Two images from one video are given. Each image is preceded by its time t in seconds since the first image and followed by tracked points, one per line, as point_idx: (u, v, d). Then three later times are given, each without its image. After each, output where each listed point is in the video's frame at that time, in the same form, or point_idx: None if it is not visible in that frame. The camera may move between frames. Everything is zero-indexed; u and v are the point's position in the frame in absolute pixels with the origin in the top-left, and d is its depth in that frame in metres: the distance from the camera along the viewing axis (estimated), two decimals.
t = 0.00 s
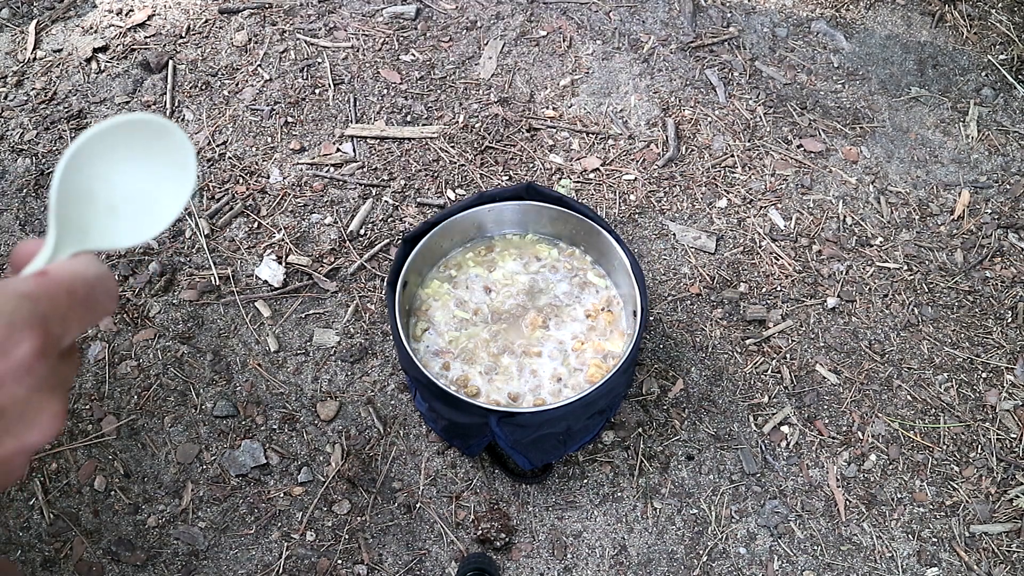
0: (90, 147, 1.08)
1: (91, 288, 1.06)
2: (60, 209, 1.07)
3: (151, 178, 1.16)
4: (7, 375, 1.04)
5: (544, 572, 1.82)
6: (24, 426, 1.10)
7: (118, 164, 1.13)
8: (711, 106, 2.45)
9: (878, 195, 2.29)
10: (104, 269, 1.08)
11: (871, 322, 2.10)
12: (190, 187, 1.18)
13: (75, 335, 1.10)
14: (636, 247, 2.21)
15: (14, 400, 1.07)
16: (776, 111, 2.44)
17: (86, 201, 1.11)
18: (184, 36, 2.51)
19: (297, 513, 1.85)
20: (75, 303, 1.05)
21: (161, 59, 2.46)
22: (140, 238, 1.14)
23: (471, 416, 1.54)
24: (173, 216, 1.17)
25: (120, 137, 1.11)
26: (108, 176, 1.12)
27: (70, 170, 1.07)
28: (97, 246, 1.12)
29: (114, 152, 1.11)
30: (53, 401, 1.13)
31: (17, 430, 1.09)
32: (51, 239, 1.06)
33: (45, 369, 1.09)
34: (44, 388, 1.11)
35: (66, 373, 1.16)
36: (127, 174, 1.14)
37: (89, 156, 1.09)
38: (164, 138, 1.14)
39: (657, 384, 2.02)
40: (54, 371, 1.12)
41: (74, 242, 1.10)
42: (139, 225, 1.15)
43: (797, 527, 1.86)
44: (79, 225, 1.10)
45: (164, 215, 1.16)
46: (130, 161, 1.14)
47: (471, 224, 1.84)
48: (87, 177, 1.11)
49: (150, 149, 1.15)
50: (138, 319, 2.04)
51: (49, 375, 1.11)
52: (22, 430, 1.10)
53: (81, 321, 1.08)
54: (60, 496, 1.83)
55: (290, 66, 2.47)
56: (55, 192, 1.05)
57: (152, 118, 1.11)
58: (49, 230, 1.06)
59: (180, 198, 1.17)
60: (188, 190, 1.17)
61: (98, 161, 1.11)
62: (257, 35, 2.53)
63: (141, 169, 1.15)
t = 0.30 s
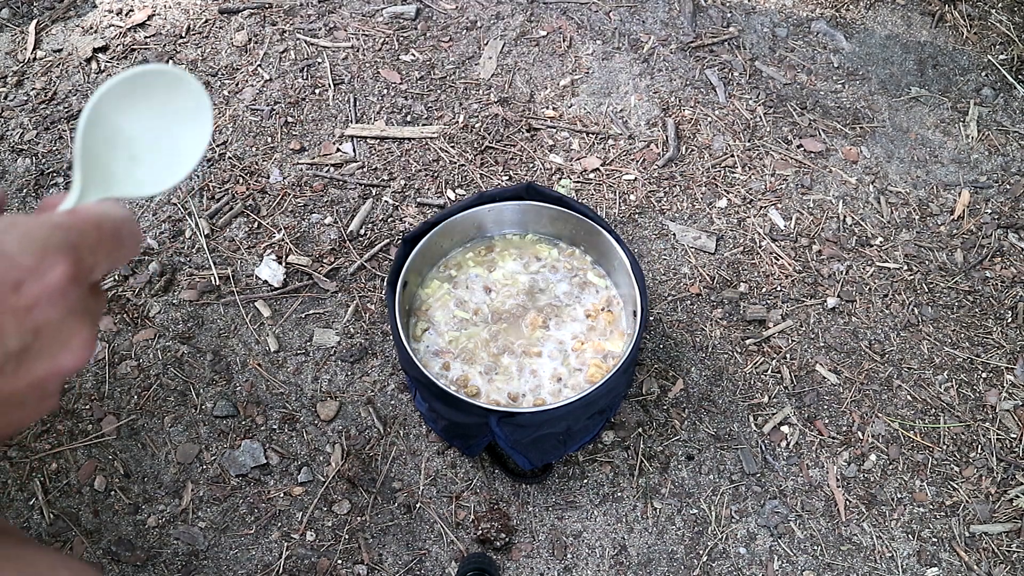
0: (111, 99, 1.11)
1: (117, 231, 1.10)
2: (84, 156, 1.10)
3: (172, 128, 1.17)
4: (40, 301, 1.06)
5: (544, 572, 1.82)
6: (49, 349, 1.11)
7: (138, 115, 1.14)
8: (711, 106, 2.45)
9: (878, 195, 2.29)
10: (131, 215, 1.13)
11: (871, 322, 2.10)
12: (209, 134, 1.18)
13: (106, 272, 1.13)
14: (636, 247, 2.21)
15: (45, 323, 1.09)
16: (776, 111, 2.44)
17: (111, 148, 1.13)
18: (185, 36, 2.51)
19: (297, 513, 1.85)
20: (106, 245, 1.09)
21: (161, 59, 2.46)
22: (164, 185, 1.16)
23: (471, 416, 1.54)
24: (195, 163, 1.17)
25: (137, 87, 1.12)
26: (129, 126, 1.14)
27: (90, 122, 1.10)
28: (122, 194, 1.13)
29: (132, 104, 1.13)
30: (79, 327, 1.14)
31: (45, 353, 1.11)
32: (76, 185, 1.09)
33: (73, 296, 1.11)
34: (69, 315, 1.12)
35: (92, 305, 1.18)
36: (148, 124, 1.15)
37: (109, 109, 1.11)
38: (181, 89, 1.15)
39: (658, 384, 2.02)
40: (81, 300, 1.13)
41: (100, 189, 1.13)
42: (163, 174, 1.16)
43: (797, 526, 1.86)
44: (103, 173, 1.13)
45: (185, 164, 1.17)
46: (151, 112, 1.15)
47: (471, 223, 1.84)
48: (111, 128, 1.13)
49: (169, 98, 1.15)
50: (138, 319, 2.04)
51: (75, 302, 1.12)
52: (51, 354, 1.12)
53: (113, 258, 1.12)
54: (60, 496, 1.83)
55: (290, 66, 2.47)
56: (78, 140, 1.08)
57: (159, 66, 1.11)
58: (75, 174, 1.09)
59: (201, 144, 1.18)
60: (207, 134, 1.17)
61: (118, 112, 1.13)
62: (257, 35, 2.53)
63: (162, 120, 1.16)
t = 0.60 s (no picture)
0: (156, 116, 1.08)
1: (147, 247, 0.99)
2: (123, 172, 1.07)
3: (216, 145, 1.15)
4: (68, 321, 0.94)
5: (544, 572, 1.82)
6: (71, 377, 0.99)
7: (182, 130, 1.12)
8: (711, 106, 2.45)
9: (878, 195, 2.29)
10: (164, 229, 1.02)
11: (871, 322, 2.10)
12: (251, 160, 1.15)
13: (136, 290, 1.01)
14: (636, 247, 2.21)
15: (67, 348, 0.96)
16: (776, 111, 2.44)
17: (150, 166, 1.10)
18: (184, 36, 2.51)
19: (297, 513, 1.85)
20: (140, 258, 0.98)
21: (161, 59, 2.46)
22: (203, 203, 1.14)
23: (471, 417, 1.54)
24: (234, 186, 1.15)
25: (182, 104, 1.10)
26: (168, 145, 1.11)
27: (132, 137, 1.06)
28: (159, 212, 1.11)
29: (175, 120, 1.11)
30: (108, 350, 1.01)
31: (67, 384, 0.99)
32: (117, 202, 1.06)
33: (102, 318, 0.98)
34: (97, 341, 0.99)
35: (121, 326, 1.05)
36: (190, 140, 1.13)
37: (154, 125, 1.09)
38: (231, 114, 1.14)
39: (658, 384, 2.02)
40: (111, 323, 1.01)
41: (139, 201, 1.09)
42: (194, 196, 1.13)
43: (797, 527, 1.86)
44: (146, 187, 1.10)
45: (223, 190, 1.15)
46: (197, 130, 1.13)
47: (471, 224, 1.84)
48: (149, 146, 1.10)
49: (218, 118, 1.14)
50: (137, 319, 2.04)
51: (103, 324, 0.99)
52: (72, 383, 0.99)
53: (145, 275, 1.00)
54: (60, 496, 1.83)
55: (290, 66, 2.47)
56: (120, 153, 1.05)
57: (208, 83, 1.09)
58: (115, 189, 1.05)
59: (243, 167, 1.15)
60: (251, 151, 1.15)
61: (160, 130, 1.10)
62: (257, 35, 2.53)
63: (206, 140, 1.14)
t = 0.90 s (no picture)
0: (144, 129, 1.07)
1: (127, 265, 0.98)
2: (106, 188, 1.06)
3: (201, 163, 1.14)
4: (40, 340, 0.93)
5: (544, 572, 1.82)
6: (41, 393, 0.98)
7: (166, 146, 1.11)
8: (711, 106, 2.45)
9: (878, 195, 2.29)
10: (144, 246, 1.00)
11: (871, 322, 2.10)
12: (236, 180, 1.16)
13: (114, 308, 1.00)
14: (636, 247, 2.21)
15: (37, 366, 0.96)
16: (776, 111, 2.44)
17: (135, 181, 1.09)
18: (185, 36, 2.51)
19: (297, 513, 1.84)
20: (117, 277, 0.97)
21: (161, 59, 2.46)
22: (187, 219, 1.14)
23: (471, 417, 1.53)
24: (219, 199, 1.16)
25: (171, 121, 1.09)
26: (153, 158, 1.10)
27: (117, 149, 1.05)
28: (138, 227, 1.10)
29: (161, 135, 1.10)
30: (79, 369, 1.01)
31: (36, 401, 0.99)
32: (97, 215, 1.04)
33: (76, 336, 0.98)
34: (69, 358, 0.99)
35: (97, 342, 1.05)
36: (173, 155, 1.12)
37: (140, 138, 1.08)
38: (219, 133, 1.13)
39: (658, 384, 2.02)
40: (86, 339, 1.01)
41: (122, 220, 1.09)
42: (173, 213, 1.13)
43: (797, 527, 1.86)
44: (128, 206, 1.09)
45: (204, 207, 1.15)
46: (183, 147, 1.13)
47: (471, 223, 1.84)
48: (133, 158, 1.09)
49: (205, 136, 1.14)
50: (138, 319, 2.04)
51: (77, 341, 0.99)
52: (41, 400, 0.99)
53: (122, 293, 0.99)
54: (60, 496, 1.83)
55: (290, 66, 2.47)
56: (103, 164, 1.03)
57: (200, 102, 1.09)
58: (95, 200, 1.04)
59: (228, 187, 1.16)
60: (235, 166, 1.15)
61: (146, 145, 1.09)
62: (257, 35, 2.53)
63: (193, 158, 1.14)
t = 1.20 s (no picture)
0: (142, 145, 1.08)
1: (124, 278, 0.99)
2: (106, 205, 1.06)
3: (207, 178, 1.13)
4: (37, 347, 0.91)
5: (544, 572, 1.82)
6: (37, 404, 0.95)
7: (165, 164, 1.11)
8: (711, 106, 2.45)
9: (878, 195, 2.29)
10: (144, 262, 1.02)
11: (871, 322, 2.10)
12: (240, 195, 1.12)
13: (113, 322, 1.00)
14: (636, 247, 2.21)
15: (35, 375, 0.93)
16: (776, 111, 2.44)
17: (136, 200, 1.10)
18: (184, 36, 2.51)
19: (297, 513, 1.85)
20: (117, 289, 0.97)
21: (161, 59, 2.46)
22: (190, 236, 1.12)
23: (471, 417, 1.54)
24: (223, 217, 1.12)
25: (172, 135, 1.09)
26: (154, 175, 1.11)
27: (118, 164, 1.07)
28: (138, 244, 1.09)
29: (162, 151, 1.10)
30: (78, 382, 0.98)
31: (33, 412, 0.95)
32: (95, 230, 1.05)
33: (74, 346, 0.95)
34: (67, 371, 0.96)
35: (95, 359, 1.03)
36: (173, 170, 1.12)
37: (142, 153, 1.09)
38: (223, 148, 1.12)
39: (658, 384, 2.02)
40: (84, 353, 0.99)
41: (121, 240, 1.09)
42: (178, 229, 1.11)
43: (797, 526, 1.86)
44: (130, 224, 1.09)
45: (208, 224, 1.13)
46: (186, 162, 1.12)
47: (471, 224, 1.84)
48: (136, 175, 1.10)
49: (210, 152, 1.13)
50: (138, 319, 2.04)
51: (74, 354, 0.96)
52: (38, 412, 0.95)
53: (122, 307, 0.99)
54: (60, 496, 1.83)
55: (290, 66, 2.47)
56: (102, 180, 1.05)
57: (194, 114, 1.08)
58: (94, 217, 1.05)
59: (231, 201, 1.12)
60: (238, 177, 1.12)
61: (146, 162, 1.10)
62: (257, 35, 2.53)
63: (194, 172, 1.13)
